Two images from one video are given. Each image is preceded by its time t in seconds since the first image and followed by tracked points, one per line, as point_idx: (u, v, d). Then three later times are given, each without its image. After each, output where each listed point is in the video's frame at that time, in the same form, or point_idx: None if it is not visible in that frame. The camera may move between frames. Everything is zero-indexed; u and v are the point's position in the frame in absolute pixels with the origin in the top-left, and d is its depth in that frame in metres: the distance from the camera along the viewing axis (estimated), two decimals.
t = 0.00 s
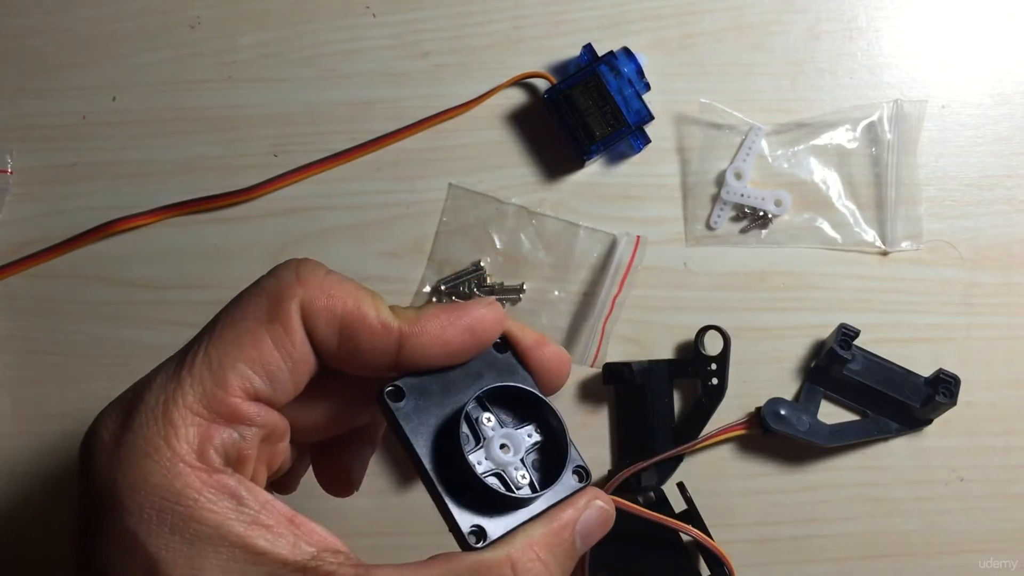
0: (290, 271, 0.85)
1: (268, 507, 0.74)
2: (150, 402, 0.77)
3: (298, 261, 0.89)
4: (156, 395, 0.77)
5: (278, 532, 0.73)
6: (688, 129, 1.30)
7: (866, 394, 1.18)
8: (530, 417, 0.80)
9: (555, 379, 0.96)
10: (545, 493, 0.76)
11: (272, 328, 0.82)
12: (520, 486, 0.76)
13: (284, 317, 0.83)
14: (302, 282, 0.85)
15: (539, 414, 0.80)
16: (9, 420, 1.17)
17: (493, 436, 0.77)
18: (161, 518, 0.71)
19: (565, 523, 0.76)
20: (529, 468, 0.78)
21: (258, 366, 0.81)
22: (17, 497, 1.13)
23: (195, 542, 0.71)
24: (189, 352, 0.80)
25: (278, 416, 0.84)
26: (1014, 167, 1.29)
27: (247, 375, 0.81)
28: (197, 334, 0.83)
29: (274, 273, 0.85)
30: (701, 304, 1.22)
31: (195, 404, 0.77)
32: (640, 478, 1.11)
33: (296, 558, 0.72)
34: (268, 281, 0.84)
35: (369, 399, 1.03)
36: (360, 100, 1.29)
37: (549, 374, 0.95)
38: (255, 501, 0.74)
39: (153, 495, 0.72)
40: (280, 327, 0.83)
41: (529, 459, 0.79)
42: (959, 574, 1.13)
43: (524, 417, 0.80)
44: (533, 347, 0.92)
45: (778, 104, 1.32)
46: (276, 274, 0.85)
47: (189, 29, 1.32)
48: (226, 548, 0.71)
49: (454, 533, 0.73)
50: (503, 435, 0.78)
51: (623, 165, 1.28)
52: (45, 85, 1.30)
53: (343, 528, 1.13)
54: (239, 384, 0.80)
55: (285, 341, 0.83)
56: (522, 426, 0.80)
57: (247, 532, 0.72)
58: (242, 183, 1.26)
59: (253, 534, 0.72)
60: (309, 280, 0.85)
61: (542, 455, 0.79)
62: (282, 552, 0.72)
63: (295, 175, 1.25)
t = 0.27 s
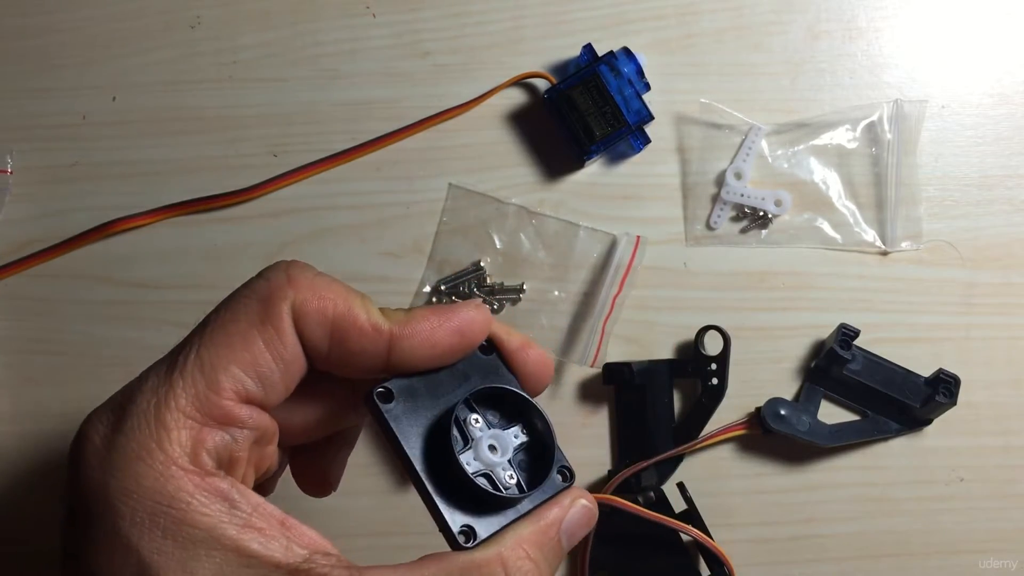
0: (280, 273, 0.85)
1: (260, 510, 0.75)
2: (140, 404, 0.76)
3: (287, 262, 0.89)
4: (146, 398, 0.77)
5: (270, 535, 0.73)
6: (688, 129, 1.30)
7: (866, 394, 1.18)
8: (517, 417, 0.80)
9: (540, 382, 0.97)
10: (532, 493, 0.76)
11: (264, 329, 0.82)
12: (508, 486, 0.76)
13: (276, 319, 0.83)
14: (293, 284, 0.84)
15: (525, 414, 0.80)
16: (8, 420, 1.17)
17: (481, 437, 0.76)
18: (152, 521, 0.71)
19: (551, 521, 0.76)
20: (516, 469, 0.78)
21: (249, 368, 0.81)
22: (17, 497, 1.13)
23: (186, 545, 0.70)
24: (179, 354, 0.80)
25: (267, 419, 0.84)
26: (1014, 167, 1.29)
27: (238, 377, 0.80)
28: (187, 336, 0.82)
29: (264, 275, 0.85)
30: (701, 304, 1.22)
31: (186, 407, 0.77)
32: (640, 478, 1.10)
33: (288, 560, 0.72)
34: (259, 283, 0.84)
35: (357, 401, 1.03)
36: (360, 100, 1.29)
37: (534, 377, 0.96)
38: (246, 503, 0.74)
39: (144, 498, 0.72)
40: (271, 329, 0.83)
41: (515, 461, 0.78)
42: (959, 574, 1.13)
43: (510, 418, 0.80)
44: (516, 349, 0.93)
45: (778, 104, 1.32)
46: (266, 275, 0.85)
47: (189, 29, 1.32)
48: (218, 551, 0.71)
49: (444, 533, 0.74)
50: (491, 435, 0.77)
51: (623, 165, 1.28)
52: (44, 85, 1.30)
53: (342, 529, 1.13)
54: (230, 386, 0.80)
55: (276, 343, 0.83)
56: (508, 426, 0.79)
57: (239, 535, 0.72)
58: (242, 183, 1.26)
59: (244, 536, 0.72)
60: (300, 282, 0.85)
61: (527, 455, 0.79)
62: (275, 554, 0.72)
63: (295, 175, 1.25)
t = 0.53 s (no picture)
0: (247, 279, 0.84)
1: (237, 520, 0.74)
2: (109, 420, 0.74)
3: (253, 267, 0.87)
4: (114, 413, 0.75)
5: (249, 546, 0.72)
6: (688, 129, 1.30)
7: (866, 394, 1.18)
8: (487, 413, 0.80)
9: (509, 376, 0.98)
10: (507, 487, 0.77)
11: (232, 337, 0.80)
12: (481, 483, 0.76)
13: (244, 327, 0.81)
14: (260, 290, 0.83)
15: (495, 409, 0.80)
16: (8, 420, 1.17)
17: (453, 435, 0.76)
18: (130, 539, 0.70)
19: (525, 516, 0.77)
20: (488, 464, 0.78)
21: (220, 378, 0.79)
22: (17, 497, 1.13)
23: (165, 561, 0.70)
24: (147, 366, 0.78)
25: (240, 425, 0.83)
26: (1014, 167, 1.29)
27: (210, 387, 0.79)
28: (153, 347, 0.80)
29: (230, 281, 0.83)
30: (701, 304, 1.22)
31: (157, 420, 0.75)
32: (640, 478, 1.10)
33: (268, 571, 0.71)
34: (226, 290, 0.82)
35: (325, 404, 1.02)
36: (359, 100, 1.29)
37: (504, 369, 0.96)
38: (223, 514, 0.73)
39: (120, 516, 0.70)
40: (241, 336, 0.81)
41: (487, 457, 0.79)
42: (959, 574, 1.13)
43: (480, 414, 0.80)
44: (484, 343, 0.94)
45: (779, 104, 1.32)
46: (232, 281, 0.83)
47: (189, 29, 1.32)
48: (197, 565, 0.70)
49: (420, 533, 0.73)
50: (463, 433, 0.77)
51: (623, 165, 1.28)
52: (44, 85, 1.30)
53: (342, 529, 1.13)
54: (202, 396, 0.78)
55: (246, 350, 0.81)
56: (480, 422, 0.79)
57: (217, 547, 0.71)
58: (242, 183, 1.26)
59: (223, 549, 0.71)
60: (267, 287, 0.84)
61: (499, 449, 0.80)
62: (254, 566, 0.71)
63: (295, 175, 1.25)
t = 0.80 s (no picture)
0: (209, 275, 0.83)
1: (198, 516, 0.74)
2: (71, 419, 0.76)
3: (218, 263, 0.87)
4: (76, 412, 0.76)
5: (210, 542, 0.73)
6: (688, 129, 1.30)
7: (866, 394, 1.18)
8: (463, 408, 0.79)
9: (492, 360, 0.95)
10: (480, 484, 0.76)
11: (191, 335, 0.81)
12: (455, 479, 0.76)
13: (205, 326, 0.81)
14: (222, 288, 0.83)
15: (472, 405, 0.79)
16: (8, 420, 1.17)
17: (426, 430, 0.76)
18: (89, 536, 0.71)
19: (501, 514, 0.75)
20: (463, 461, 0.77)
21: (181, 376, 0.80)
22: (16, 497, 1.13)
23: (124, 557, 0.70)
24: (109, 365, 0.79)
25: (204, 422, 0.83)
26: (1015, 167, 1.29)
27: (171, 385, 0.79)
28: (117, 347, 0.81)
29: (192, 278, 0.83)
30: (701, 304, 1.22)
31: (118, 418, 0.76)
32: (640, 478, 1.10)
33: (227, 566, 0.71)
34: (187, 288, 0.82)
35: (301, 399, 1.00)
36: (359, 100, 1.29)
37: (487, 354, 0.94)
38: (183, 510, 0.74)
39: (80, 512, 0.72)
40: (201, 334, 0.81)
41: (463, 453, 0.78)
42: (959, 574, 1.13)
43: (456, 409, 0.79)
44: (466, 331, 0.91)
45: (779, 104, 1.32)
46: (194, 279, 0.83)
47: (189, 29, 1.32)
48: (156, 561, 0.70)
49: (388, 530, 0.72)
50: (437, 428, 0.76)
51: (622, 165, 1.28)
52: (44, 85, 1.30)
53: (341, 529, 1.13)
54: (162, 395, 0.79)
55: (207, 348, 0.81)
56: (455, 418, 0.78)
57: (175, 544, 0.71)
58: (242, 183, 1.26)
59: (182, 545, 0.72)
60: (229, 285, 0.83)
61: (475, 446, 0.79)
62: (212, 562, 0.71)
63: (296, 175, 1.25)
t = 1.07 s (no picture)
0: (218, 282, 0.82)
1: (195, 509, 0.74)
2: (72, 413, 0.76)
3: (229, 267, 0.86)
4: (77, 406, 0.76)
5: (205, 536, 0.73)
6: (688, 129, 1.30)
7: (866, 394, 1.18)
8: (480, 397, 0.79)
9: (509, 329, 0.95)
10: (488, 476, 0.76)
11: (199, 339, 0.80)
12: (462, 468, 0.76)
13: (211, 330, 0.80)
14: (232, 293, 0.82)
15: (489, 395, 0.79)
16: (8, 420, 1.17)
17: (438, 416, 0.76)
18: (85, 527, 0.71)
19: (506, 510, 0.74)
20: (474, 450, 0.77)
21: (184, 378, 0.79)
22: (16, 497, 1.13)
23: (118, 549, 0.71)
24: (113, 363, 0.79)
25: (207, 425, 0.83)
26: (1015, 167, 1.29)
27: (173, 387, 0.79)
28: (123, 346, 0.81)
29: (202, 284, 0.82)
30: (701, 304, 1.22)
31: (118, 416, 0.76)
32: (640, 478, 1.10)
33: (221, 561, 0.72)
34: (196, 293, 0.82)
35: (308, 392, 0.99)
36: (360, 100, 1.29)
37: (503, 324, 0.94)
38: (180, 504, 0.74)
39: (77, 504, 0.72)
40: (208, 338, 0.80)
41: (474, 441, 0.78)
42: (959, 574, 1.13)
43: (472, 398, 0.79)
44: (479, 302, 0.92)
45: (779, 104, 1.32)
46: (204, 285, 0.82)
47: (189, 29, 1.32)
48: (151, 553, 0.71)
49: (392, 511, 0.74)
50: (449, 415, 0.77)
51: (623, 165, 1.28)
52: (44, 85, 1.30)
53: (342, 528, 1.13)
54: (164, 396, 0.78)
55: (212, 353, 0.81)
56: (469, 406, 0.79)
57: (171, 537, 0.72)
58: (242, 183, 1.26)
59: (177, 539, 0.72)
60: (239, 288, 0.82)
61: (487, 436, 0.78)
62: (207, 558, 0.72)
63: (295, 175, 1.25)
